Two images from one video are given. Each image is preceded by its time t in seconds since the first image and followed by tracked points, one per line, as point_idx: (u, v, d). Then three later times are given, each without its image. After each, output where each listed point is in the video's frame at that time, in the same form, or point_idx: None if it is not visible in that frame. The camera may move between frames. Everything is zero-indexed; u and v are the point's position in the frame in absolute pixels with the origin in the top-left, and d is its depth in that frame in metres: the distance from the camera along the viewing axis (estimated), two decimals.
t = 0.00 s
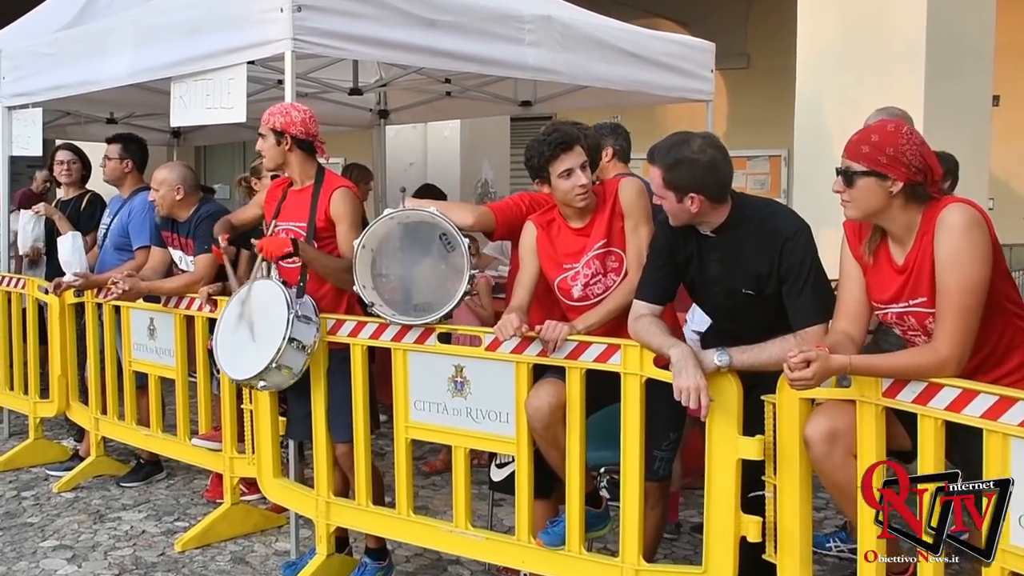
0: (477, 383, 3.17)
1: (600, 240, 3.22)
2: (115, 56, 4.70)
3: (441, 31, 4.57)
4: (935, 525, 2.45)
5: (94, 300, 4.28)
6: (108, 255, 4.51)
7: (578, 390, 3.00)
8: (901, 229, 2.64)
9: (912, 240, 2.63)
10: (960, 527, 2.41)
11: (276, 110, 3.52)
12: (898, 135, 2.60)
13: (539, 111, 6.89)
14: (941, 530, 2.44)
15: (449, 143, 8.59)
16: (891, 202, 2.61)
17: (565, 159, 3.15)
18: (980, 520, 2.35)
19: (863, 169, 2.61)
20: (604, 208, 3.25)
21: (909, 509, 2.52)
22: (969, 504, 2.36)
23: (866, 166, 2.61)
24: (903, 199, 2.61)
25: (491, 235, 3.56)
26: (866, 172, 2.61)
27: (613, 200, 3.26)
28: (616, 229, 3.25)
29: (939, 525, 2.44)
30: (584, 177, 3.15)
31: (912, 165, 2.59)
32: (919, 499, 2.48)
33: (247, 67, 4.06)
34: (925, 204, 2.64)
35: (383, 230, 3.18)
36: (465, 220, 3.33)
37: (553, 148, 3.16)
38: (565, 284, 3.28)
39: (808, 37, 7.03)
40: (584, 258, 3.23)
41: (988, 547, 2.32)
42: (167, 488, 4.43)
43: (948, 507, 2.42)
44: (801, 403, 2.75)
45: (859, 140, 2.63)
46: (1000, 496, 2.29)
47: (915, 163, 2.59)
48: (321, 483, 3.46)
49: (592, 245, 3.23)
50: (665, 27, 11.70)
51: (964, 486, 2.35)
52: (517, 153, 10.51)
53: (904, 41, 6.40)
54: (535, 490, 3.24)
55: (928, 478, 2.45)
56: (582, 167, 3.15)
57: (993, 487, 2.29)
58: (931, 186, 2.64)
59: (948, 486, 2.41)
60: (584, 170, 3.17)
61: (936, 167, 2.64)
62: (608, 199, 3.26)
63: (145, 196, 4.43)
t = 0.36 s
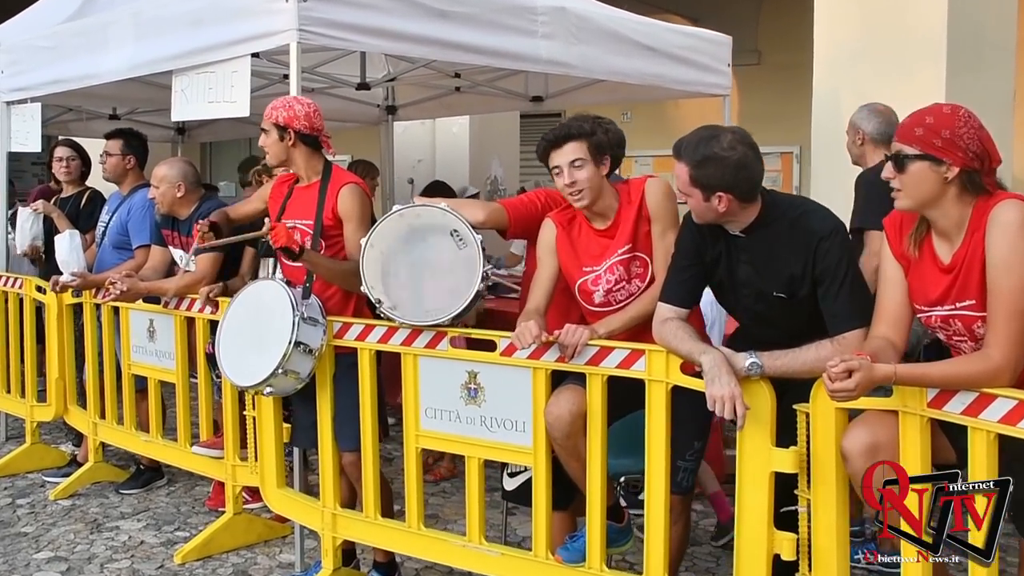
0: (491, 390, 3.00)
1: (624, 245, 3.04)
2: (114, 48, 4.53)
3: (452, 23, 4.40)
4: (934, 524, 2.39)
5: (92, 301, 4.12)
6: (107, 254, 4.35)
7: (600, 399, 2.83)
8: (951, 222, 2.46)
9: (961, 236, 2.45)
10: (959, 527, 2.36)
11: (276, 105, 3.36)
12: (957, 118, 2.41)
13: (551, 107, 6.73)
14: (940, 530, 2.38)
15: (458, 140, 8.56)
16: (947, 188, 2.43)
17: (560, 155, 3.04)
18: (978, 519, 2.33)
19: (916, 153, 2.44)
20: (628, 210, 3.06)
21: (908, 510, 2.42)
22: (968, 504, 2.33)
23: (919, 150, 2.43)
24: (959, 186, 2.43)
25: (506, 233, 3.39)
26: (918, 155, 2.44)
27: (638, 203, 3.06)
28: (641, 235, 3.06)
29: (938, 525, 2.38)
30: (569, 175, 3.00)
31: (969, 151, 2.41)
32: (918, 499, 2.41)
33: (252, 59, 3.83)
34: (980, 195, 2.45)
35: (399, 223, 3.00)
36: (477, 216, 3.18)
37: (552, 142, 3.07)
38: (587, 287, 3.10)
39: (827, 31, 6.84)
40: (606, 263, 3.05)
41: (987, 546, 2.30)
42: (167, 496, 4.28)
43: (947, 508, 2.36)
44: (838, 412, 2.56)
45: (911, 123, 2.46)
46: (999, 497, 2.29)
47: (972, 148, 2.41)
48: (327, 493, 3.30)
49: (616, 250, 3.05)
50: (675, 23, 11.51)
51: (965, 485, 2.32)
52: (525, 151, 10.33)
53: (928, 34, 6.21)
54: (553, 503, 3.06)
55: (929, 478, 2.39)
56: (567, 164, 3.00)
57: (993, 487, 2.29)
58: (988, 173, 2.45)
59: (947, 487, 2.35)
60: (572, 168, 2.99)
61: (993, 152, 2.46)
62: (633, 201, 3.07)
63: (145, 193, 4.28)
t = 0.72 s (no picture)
0: (505, 397, 2.85)
1: (641, 254, 2.88)
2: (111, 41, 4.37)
3: (462, 14, 4.24)
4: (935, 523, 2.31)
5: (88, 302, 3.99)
6: (103, 254, 4.20)
7: (622, 407, 2.68)
8: (1001, 216, 2.30)
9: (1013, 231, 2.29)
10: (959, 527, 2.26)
11: (294, 89, 3.23)
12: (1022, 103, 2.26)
13: (561, 102, 6.57)
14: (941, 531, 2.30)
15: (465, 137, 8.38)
16: (1000, 178, 2.28)
17: (589, 133, 2.90)
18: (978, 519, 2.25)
19: (974, 135, 2.28)
20: (647, 215, 2.88)
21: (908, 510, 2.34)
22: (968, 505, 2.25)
23: (977, 133, 2.27)
24: (1011, 177, 2.28)
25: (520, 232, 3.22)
26: (976, 137, 2.28)
27: (657, 206, 2.88)
28: (658, 241, 2.90)
29: (939, 525, 2.29)
30: (591, 155, 2.86)
31: None
32: (917, 498, 2.32)
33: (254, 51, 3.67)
34: None
35: (408, 222, 2.84)
36: (491, 215, 2.99)
37: (587, 118, 2.94)
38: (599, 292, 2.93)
39: (844, 25, 6.67)
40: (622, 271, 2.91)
41: (988, 546, 2.24)
42: (166, 503, 4.14)
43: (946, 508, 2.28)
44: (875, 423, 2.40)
45: (973, 103, 2.29)
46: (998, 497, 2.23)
47: None
48: (332, 505, 3.15)
49: (633, 258, 2.89)
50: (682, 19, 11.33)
51: (964, 485, 2.24)
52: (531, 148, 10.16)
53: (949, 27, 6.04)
54: (570, 516, 2.89)
55: (929, 478, 2.29)
56: (591, 145, 2.86)
57: (993, 487, 2.22)
58: None
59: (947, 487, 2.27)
60: (595, 150, 2.86)
61: None
62: (652, 204, 2.89)
63: (143, 190, 4.14)
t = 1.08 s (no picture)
0: (517, 404, 2.72)
1: (654, 260, 2.73)
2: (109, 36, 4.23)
3: (470, 5, 4.10)
4: (934, 524, 2.17)
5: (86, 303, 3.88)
6: (101, 254, 4.09)
7: (641, 416, 2.56)
8: None
9: None
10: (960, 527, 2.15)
11: (297, 84, 3.10)
12: None
13: (571, 97, 6.43)
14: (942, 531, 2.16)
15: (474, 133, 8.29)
16: None
17: (593, 138, 2.74)
18: (979, 520, 2.13)
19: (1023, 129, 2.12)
20: (660, 219, 2.74)
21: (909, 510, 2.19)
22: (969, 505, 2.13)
23: None
24: None
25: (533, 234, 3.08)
26: None
27: (670, 210, 2.73)
28: (672, 247, 2.74)
29: (938, 526, 2.16)
30: (600, 161, 2.70)
31: None
32: (918, 499, 2.19)
33: (255, 45, 3.55)
34: None
35: (416, 221, 2.72)
36: (501, 214, 2.84)
37: (585, 123, 2.76)
38: (610, 296, 2.79)
39: (862, 18, 6.49)
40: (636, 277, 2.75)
41: (988, 547, 2.12)
42: (167, 510, 4.02)
43: (947, 510, 2.16)
44: (907, 432, 2.20)
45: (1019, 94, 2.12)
46: (999, 498, 2.09)
47: None
48: (337, 516, 3.03)
49: (646, 265, 2.74)
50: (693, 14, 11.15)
51: (964, 486, 2.12)
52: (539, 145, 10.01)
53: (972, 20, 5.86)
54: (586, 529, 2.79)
55: (929, 478, 2.16)
56: (600, 151, 2.70)
57: (994, 487, 2.09)
58: None
59: (948, 488, 2.14)
60: (605, 155, 2.69)
61: None
62: (666, 207, 2.74)
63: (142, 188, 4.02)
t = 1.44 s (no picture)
0: (528, 412, 2.58)
1: (669, 276, 2.58)
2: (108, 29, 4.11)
3: None
4: (934, 524, 2.05)
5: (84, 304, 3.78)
6: (100, 254, 3.99)
7: (659, 426, 2.42)
8: None
9: None
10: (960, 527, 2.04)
11: (293, 78, 2.96)
12: None
13: (583, 92, 6.28)
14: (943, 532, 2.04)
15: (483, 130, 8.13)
16: None
17: (613, 143, 2.55)
18: (979, 520, 2.07)
19: None
20: (676, 235, 2.57)
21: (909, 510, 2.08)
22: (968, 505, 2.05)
23: None
24: None
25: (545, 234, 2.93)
26: None
27: (688, 224, 2.57)
28: (690, 267, 2.59)
29: (937, 525, 2.04)
30: (622, 171, 2.52)
31: None
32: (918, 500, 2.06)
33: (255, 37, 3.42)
34: None
35: (421, 221, 2.60)
36: (511, 214, 2.71)
37: (604, 127, 2.56)
38: (621, 300, 2.66)
39: (883, 9, 6.30)
40: (647, 288, 2.60)
41: (988, 547, 2.07)
42: (168, 515, 3.92)
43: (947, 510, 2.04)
44: (944, 446, 2.02)
45: None
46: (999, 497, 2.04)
47: None
48: (340, 527, 2.90)
49: (659, 279, 2.59)
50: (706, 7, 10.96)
51: (964, 485, 2.01)
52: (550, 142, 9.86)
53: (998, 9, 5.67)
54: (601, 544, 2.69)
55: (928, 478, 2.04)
56: (620, 161, 2.52)
57: (993, 487, 2.03)
58: None
59: (948, 488, 2.02)
60: (626, 164, 2.52)
61: None
62: (684, 222, 2.58)
63: (143, 186, 3.93)
